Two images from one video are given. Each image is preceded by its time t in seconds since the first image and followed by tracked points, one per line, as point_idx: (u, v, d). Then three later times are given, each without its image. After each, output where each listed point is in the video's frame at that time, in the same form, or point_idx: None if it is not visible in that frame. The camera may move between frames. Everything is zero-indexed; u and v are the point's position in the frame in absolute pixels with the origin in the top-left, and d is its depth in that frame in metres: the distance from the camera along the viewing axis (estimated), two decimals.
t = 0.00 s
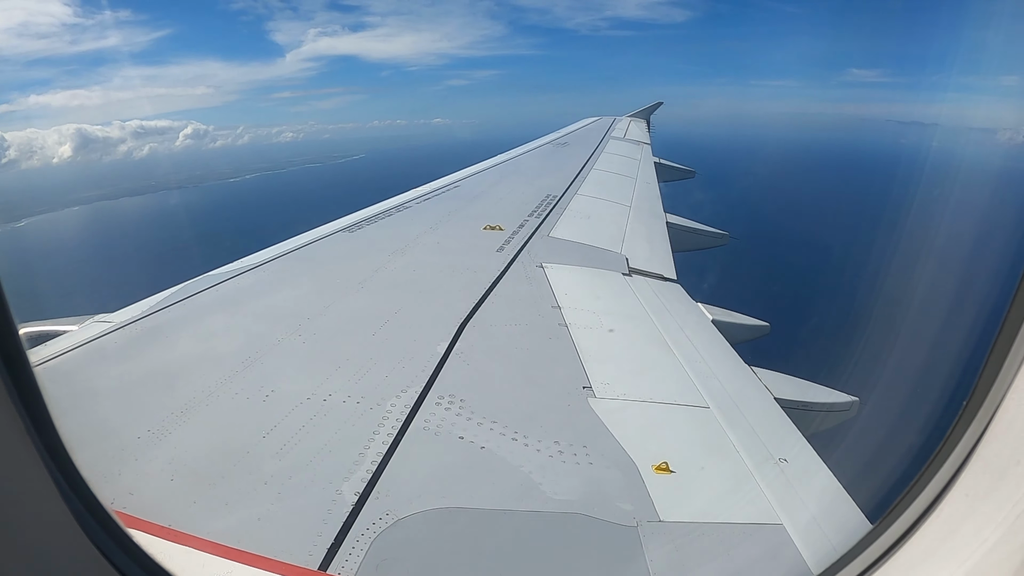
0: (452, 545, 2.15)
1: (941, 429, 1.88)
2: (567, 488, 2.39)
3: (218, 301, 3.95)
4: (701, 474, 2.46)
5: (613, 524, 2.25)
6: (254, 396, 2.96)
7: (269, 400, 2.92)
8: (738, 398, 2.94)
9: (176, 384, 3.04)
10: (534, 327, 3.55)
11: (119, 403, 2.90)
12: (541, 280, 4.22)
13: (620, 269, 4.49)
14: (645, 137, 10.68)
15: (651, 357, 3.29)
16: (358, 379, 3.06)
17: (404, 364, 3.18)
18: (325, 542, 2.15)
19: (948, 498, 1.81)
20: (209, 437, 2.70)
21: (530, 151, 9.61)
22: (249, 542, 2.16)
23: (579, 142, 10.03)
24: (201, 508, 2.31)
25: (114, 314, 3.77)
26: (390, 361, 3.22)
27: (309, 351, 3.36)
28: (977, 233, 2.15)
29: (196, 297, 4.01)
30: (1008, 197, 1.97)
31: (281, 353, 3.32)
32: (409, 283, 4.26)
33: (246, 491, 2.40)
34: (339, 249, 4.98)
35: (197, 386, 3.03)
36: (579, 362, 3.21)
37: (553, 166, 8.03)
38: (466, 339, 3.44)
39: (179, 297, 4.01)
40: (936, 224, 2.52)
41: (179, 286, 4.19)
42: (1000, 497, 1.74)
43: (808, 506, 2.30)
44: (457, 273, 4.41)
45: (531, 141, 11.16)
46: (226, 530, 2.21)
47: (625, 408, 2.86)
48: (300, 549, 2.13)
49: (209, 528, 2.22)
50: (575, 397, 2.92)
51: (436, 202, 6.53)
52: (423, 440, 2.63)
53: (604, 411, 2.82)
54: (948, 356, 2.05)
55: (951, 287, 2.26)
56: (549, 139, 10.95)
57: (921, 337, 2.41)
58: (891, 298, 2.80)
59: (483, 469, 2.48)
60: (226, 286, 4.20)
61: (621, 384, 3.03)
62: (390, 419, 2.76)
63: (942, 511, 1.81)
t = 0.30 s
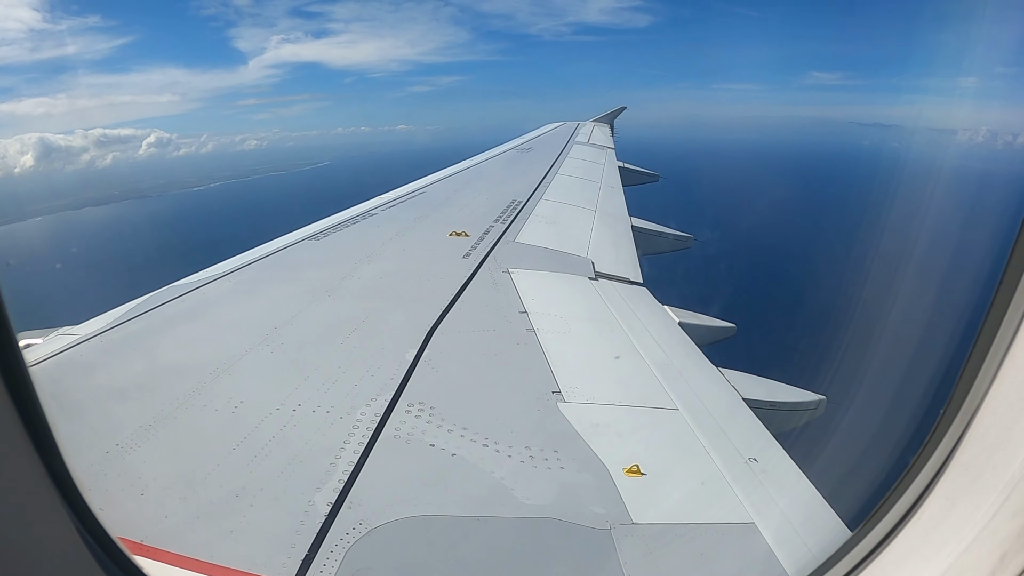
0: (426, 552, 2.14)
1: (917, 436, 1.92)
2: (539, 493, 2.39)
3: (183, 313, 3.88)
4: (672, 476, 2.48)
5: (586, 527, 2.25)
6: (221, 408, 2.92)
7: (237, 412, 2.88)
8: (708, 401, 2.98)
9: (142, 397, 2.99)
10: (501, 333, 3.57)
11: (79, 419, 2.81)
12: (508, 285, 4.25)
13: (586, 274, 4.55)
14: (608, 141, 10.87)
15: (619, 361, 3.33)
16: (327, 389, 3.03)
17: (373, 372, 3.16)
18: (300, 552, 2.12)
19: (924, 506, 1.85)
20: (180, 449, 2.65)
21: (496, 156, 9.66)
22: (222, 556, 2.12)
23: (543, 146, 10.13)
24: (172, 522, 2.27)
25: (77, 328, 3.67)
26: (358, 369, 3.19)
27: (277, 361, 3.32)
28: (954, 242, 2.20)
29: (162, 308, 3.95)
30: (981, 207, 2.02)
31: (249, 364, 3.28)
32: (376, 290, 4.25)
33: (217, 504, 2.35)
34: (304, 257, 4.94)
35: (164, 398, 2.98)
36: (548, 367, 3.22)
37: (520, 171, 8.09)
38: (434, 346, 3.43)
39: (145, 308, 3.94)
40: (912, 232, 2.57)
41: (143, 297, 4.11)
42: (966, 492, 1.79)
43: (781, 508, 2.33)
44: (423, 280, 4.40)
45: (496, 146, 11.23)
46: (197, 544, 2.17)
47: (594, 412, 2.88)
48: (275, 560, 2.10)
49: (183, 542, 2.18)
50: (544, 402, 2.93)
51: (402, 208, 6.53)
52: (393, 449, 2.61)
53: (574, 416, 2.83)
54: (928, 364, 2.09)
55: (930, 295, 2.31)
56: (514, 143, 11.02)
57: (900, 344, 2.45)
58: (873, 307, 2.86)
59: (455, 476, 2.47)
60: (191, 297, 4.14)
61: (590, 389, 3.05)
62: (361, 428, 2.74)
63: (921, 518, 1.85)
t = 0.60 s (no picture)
0: (397, 563, 2.11)
1: (889, 439, 1.94)
2: (509, 501, 2.38)
3: (147, 327, 3.81)
4: (642, 481, 2.49)
5: (558, 533, 2.24)
6: (187, 421, 2.87)
7: (203, 426, 2.83)
8: (676, 407, 3.00)
9: (105, 413, 2.92)
10: (466, 341, 3.58)
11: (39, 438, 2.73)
12: (472, 293, 4.31)
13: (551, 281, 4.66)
14: (570, 147, 11.13)
15: (583, 368, 3.37)
16: (293, 400, 3.00)
17: (340, 383, 3.13)
18: (271, 566, 2.08)
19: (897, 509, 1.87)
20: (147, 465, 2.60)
21: (459, 164, 9.77)
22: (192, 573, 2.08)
23: (505, 154, 10.30)
24: (140, 540, 2.21)
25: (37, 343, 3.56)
26: (324, 381, 3.16)
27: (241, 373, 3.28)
28: (926, 248, 2.24)
29: (124, 322, 3.87)
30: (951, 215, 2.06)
31: (214, 377, 3.24)
32: (341, 299, 4.25)
33: (185, 520, 2.31)
34: (267, 269, 4.92)
35: (126, 415, 2.92)
36: (514, 374, 3.24)
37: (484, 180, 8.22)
38: (400, 355, 3.42)
39: (109, 323, 3.86)
40: (881, 238, 2.62)
41: (106, 311, 4.05)
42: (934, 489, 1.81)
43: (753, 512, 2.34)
44: (387, 289, 4.40)
45: (459, 153, 11.35)
46: (166, 562, 2.12)
47: (561, 418, 2.89)
48: None
49: (151, 559, 2.13)
50: (512, 409, 2.93)
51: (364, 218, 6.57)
52: (361, 460, 2.58)
53: (541, 422, 2.85)
54: (899, 369, 2.12)
55: (902, 300, 2.35)
56: (476, 151, 11.17)
57: (871, 349, 2.49)
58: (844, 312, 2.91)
59: (423, 486, 2.45)
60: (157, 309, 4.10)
61: (556, 395, 3.08)
62: (328, 439, 2.71)
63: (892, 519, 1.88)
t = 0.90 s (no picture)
0: None
1: (860, 449, 2.01)
2: (479, 513, 2.36)
3: (108, 346, 3.76)
4: (611, 490, 2.49)
5: (529, 543, 2.22)
6: (153, 439, 2.82)
7: (169, 444, 2.79)
8: (644, 418, 3.03)
9: (64, 431, 2.84)
10: (431, 354, 3.63)
11: None
12: (437, 305, 4.41)
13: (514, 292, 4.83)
14: (531, 160, 11.48)
15: (549, 379, 3.42)
16: (259, 416, 2.97)
17: (306, 398, 3.12)
18: None
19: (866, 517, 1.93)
20: (111, 485, 2.52)
21: (420, 177, 9.93)
22: None
23: (467, 167, 10.55)
24: (108, 560, 2.15)
25: None
26: (290, 395, 3.14)
27: (206, 390, 3.25)
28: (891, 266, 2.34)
29: (86, 341, 3.84)
30: (913, 234, 2.16)
31: (179, 392, 3.22)
32: (305, 313, 4.27)
33: (153, 540, 2.25)
34: (230, 285, 4.92)
35: (86, 432, 2.85)
36: (481, 386, 3.28)
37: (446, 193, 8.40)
38: (367, 369, 3.42)
39: (72, 340, 3.82)
40: (847, 251, 2.71)
41: (68, 328, 4.00)
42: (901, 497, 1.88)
43: (725, 520, 2.34)
44: (350, 304, 4.43)
45: (421, 165, 11.51)
46: None
47: (528, 429, 2.91)
48: None
49: None
50: (478, 420, 2.95)
51: (327, 231, 6.66)
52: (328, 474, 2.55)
53: (508, 431, 2.87)
54: (867, 380, 2.20)
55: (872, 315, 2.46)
56: (437, 164, 11.35)
57: (842, 359, 2.58)
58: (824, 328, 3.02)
59: (392, 499, 2.43)
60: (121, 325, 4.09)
61: (523, 406, 3.11)
62: (296, 454, 2.69)
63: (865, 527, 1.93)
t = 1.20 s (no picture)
0: None
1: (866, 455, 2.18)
2: (460, 522, 2.35)
3: (82, 360, 3.73)
4: (592, 496, 2.49)
5: (510, 551, 2.21)
6: (131, 453, 2.79)
7: (146, 458, 2.75)
8: (625, 424, 3.07)
9: (46, 447, 2.79)
10: (408, 363, 3.66)
11: None
12: (413, 313, 4.46)
13: (491, 299, 4.92)
14: (506, 167, 11.67)
15: (528, 386, 3.47)
16: (236, 428, 2.95)
17: (284, 408, 3.11)
18: None
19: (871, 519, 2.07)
20: (87, 501, 2.47)
21: (394, 185, 9.99)
22: None
23: (441, 175, 10.67)
24: None
25: None
26: (267, 406, 3.13)
27: (183, 402, 3.23)
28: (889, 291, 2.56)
29: (57, 356, 3.78)
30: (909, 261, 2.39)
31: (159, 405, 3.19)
32: (280, 323, 4.26)
33: (132, 555, 2.20)
34: (204, 295, 4.91)
35: (63, 448, 2.81)
36: (459, 394, 3.32)
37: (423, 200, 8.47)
38: (345, 378, 3.44)
39: (42, 355, 3.77)
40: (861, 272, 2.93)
41: (39, 342, 3.95)
42: (907, 499, 2.02)
43: (708, 526, 2.32)
44: (326, 313, 4.45)
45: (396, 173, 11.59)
46: None
47: (507, 437, 2.93)
48: None
49: None
50: (457, 429, 2.97)
51: (303, 239, 6.66)
52: (307, 486, 2.53)
53: (486, 439, 2.90)
54: (870, 390, 2.39)
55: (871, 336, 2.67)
56: (411, 171, 11.43)
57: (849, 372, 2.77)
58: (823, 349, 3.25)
59: (373, 509, 2.41)
60: (93, 340, 4.04)
61: (500, 414, 3.14)
62: (275, 466, 2.67)
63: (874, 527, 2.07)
